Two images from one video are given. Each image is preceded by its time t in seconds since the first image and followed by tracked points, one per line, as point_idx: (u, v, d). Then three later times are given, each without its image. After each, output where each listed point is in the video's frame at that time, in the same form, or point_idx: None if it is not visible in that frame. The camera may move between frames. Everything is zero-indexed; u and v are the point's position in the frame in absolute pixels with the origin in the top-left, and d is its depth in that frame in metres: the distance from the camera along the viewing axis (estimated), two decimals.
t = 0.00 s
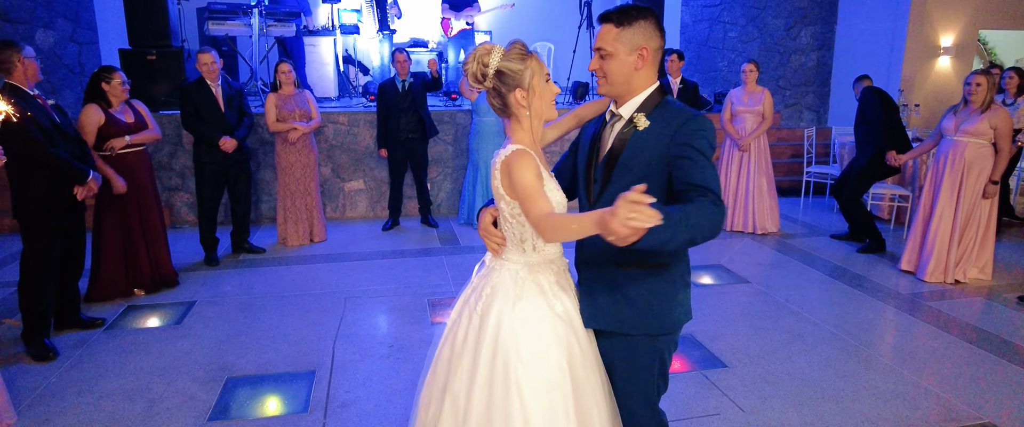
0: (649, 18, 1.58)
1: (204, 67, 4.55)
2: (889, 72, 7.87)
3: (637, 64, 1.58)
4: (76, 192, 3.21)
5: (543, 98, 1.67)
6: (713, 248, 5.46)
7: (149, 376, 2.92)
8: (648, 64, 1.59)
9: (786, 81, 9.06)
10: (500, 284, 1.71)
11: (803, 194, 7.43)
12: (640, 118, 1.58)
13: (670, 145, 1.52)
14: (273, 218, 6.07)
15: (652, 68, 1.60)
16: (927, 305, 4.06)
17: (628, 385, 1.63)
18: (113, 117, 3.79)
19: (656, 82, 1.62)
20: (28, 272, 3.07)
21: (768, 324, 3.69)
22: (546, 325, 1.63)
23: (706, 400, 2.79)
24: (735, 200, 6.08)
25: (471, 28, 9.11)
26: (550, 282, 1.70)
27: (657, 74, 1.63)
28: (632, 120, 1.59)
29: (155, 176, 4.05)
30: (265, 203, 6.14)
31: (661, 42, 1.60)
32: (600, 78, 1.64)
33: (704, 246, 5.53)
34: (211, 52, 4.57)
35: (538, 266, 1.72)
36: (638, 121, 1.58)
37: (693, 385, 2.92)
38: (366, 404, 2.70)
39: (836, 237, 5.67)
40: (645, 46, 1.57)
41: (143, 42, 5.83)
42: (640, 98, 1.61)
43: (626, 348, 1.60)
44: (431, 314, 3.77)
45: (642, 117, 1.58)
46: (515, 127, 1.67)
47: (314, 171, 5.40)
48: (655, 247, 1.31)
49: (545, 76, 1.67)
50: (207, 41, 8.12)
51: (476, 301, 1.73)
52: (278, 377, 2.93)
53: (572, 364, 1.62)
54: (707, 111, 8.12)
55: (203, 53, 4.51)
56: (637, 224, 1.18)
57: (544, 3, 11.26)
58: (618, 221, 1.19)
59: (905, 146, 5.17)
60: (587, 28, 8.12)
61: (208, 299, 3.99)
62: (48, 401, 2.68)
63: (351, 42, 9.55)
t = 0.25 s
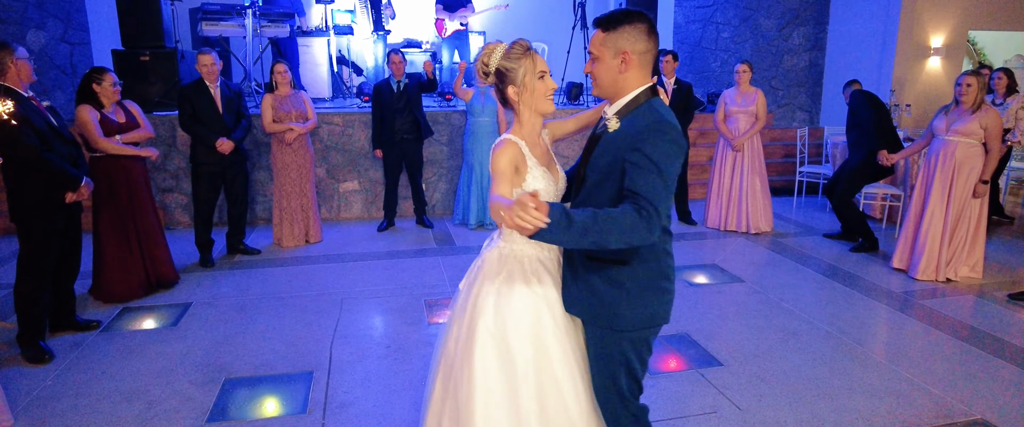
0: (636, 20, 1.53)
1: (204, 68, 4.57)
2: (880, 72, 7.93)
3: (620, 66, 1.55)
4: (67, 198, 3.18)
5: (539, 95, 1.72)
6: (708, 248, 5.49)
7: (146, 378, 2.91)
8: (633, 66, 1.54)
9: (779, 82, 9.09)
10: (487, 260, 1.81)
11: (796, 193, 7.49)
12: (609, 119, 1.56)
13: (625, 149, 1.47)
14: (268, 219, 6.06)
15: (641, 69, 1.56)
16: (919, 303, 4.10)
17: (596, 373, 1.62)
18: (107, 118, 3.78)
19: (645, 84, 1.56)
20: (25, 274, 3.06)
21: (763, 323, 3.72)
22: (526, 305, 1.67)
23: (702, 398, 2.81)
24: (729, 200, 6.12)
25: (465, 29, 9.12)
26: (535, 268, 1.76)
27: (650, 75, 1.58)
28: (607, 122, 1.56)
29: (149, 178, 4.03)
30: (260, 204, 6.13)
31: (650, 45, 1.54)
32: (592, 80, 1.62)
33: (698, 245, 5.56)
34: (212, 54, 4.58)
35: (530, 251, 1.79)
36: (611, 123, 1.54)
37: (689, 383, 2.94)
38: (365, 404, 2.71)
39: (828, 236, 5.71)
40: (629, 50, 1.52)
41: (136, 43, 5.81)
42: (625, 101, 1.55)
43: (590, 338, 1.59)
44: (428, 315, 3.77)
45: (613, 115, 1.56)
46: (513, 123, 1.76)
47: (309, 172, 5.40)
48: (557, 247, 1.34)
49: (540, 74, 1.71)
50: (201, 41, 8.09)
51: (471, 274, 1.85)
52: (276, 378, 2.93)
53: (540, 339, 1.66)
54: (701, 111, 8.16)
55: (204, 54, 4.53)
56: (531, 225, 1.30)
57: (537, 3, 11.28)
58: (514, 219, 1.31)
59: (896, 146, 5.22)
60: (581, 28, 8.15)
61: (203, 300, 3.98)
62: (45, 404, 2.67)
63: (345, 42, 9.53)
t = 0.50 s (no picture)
0: (622, 19, 1.53)
1: (204, 69, 4.56)
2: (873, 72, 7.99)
3: (603, 62, 1.56)
4: (65, 198, 3.18)
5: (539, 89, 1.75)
6: (703, 247, 5.53)
7: (144, 380, 2.91)
8: (617, 61, 1.55)
9: (773, 82, 9.16)
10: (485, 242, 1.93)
11: (790, 193, 7.53)
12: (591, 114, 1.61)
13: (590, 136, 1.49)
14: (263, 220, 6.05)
15: (627, 65, 1.55)
16: (912, 302, 4.14)
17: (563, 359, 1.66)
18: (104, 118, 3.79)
19: (631, 80, 1.55)
20: (23, 276, 3.06)
21: (758, 322, 3.75)
22: (511, 282, 1.77)
23: (700, 397, 2.83)
24: (724, 200, 6.15)
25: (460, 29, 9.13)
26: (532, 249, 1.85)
27: (639, 70, 1.57)
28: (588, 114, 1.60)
29: (146, 181, 4.02)
30: (256, 205, 6.12)
31: (635, 41, 1.54)
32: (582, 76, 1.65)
33: (693, 245, 5.59)
34: (212, 55, 4.58)
35: (532, 235, 1.87)
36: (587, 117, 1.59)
37: (686, 382, 2.96)
38: (364, 404, 2.72)
39: (822, 236, 5.76)
40: (613, 46, 1.53)
41: (130, 44, 5.79)
42: (609, 95, 1.56)
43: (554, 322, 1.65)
44: (426, 315, 3.78)
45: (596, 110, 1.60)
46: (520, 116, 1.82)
47: (305, 173, 5.39)
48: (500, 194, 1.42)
49: (540, 70, 1.73)
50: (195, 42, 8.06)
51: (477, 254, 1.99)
52: (275, 378, 2.94)
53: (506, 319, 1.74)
54: (695, 112, 8.20)
55: (203, 55, 4.53)
56: (473, 154, 1.38)
57: (532, 4, 11.30)
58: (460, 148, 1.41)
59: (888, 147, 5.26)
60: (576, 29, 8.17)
61: (200, 301, 3.98)
62: (42, 406, 2.67)
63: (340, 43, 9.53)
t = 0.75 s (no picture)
0: (609, 22, 1.55)
1: (203, 69, 4.55)
2: (866, 72, 8.04)
3: (589, 65, 1.58)
4: (57, 199, 3.16)
5: (538, 93, 1.78)
6: (698, 247, 5.55)
7: (141, 381, 2.91)
8: (602, 64, 1.56)
9: (766, 82, 9.21)
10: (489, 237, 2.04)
11: (784, 192, 7.58)
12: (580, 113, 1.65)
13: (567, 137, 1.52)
14: (259, 220, 6.04)
15: (613, 67, 1.56)
16: (906, 300, 4.17)
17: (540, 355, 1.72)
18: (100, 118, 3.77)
19: (615, 81, 1.56)
20: (19, 277, 3.05)
21: (754, 321, 3.77)
22: (500, 278, 1.87)
23: (697, 395, 2.84)
24: (718, 199, 6.18)
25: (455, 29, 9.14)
26: (531, 248, 1.93)
27: (627, 72, 1.59)
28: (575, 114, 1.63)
29: (141, 181, 4.02)
30: (251, 205, 6.11)
31: (620, 43, 1.55)
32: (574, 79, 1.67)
33: (689, 244, 5.62)
34: (211, 55, 4.56)
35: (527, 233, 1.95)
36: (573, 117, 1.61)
37: (683, 381, 2.98)
38: (362, 404, 2.72)
39: (816, 235, 5.79)
40: (596, 49, 1.55)
41: (124, 44, 5.77)
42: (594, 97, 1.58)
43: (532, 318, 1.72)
44: (423, 315, 3.78)
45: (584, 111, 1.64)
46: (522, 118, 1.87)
47: (302, 173, 5.38)
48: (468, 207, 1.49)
49: (537, 74, 1.75)
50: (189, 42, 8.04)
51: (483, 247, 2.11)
52: (272, 379, 2.94)
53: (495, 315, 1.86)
54: (690, 112, 8.23)
55: (204, 55, 4.51)
56: (434, 179, 1.45)
57: (526, 4, 11.32)
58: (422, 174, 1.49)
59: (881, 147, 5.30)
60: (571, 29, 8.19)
61: (196, 302, 3.97)
62: (38, 407, 2.66)
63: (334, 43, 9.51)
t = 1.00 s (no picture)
0: (585, 30, 1.52)
1: (200, 70, 4.54)
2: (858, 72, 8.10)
3: (566, 74, 1.57)
4: (49, 200, 3.13)
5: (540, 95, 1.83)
6: (693, 246, 5.57)
7: (137, 382, 2.90)
8: (577, 73, 1.54)
9: (760, 82, 9.26)
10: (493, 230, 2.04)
11: (778, 192, 7.62)
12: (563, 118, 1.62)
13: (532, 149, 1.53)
14: (254, 221, 6.03)
15: (587, 76, 1.54)
16: (899, 299, 4.20)
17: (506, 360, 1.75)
18: (94, 120, 3.77)
19: (590, 90, 1.53)
20: (13, 279, 3.03)
21: (749, 320, 3.79)
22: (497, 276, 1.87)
23: (694, 394, 2.86)
24: (713, 199, 6.21)
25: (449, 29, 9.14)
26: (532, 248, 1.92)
27: (604, 81, 1.54)
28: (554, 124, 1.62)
29: (135, 181, 4.00)
30: (246, 206, 6.09)
31: (593, 52, 1.53)
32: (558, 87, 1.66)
33: (684, 244, 5.64)
34: (208, 56, 4.54)
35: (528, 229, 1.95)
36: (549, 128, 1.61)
37: (680, 379, 3.00)
38: (360, 405, 2.72)
39: (810, 234, 5.82)
40: (572, 58, 1.54)
41: (117, 44, 5.74)
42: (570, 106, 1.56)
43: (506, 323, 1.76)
44: (419, 315, 3.78)
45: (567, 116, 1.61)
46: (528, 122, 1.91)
47: (297, 174, 5.37)
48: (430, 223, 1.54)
49: (540, 76, 1.82)
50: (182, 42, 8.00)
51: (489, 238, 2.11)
52: (269, 380, 2.93)
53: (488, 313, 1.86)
54: (684, 112, 8.27)
55: (202, 56, 4.49)
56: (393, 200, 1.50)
57: (520, 5, 11.33)
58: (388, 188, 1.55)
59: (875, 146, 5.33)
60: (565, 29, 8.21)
61: (192, 303, 3.96)
62: (34, 410, 2.64)
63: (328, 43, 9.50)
